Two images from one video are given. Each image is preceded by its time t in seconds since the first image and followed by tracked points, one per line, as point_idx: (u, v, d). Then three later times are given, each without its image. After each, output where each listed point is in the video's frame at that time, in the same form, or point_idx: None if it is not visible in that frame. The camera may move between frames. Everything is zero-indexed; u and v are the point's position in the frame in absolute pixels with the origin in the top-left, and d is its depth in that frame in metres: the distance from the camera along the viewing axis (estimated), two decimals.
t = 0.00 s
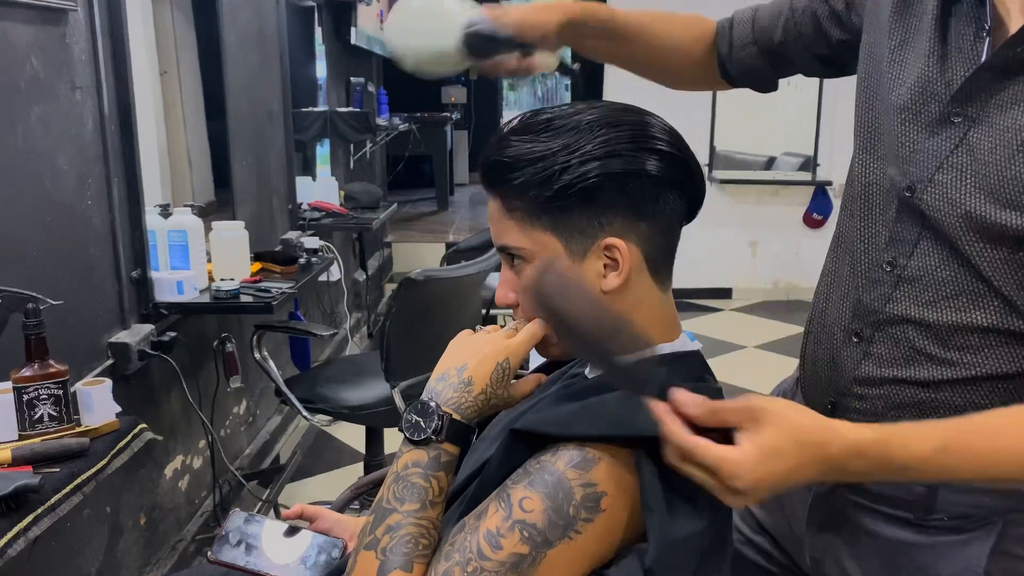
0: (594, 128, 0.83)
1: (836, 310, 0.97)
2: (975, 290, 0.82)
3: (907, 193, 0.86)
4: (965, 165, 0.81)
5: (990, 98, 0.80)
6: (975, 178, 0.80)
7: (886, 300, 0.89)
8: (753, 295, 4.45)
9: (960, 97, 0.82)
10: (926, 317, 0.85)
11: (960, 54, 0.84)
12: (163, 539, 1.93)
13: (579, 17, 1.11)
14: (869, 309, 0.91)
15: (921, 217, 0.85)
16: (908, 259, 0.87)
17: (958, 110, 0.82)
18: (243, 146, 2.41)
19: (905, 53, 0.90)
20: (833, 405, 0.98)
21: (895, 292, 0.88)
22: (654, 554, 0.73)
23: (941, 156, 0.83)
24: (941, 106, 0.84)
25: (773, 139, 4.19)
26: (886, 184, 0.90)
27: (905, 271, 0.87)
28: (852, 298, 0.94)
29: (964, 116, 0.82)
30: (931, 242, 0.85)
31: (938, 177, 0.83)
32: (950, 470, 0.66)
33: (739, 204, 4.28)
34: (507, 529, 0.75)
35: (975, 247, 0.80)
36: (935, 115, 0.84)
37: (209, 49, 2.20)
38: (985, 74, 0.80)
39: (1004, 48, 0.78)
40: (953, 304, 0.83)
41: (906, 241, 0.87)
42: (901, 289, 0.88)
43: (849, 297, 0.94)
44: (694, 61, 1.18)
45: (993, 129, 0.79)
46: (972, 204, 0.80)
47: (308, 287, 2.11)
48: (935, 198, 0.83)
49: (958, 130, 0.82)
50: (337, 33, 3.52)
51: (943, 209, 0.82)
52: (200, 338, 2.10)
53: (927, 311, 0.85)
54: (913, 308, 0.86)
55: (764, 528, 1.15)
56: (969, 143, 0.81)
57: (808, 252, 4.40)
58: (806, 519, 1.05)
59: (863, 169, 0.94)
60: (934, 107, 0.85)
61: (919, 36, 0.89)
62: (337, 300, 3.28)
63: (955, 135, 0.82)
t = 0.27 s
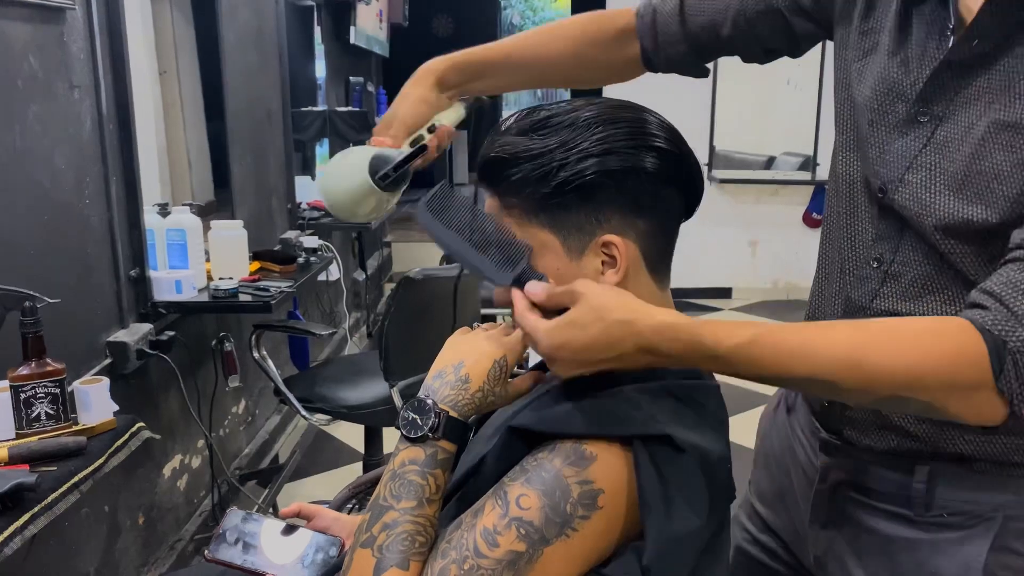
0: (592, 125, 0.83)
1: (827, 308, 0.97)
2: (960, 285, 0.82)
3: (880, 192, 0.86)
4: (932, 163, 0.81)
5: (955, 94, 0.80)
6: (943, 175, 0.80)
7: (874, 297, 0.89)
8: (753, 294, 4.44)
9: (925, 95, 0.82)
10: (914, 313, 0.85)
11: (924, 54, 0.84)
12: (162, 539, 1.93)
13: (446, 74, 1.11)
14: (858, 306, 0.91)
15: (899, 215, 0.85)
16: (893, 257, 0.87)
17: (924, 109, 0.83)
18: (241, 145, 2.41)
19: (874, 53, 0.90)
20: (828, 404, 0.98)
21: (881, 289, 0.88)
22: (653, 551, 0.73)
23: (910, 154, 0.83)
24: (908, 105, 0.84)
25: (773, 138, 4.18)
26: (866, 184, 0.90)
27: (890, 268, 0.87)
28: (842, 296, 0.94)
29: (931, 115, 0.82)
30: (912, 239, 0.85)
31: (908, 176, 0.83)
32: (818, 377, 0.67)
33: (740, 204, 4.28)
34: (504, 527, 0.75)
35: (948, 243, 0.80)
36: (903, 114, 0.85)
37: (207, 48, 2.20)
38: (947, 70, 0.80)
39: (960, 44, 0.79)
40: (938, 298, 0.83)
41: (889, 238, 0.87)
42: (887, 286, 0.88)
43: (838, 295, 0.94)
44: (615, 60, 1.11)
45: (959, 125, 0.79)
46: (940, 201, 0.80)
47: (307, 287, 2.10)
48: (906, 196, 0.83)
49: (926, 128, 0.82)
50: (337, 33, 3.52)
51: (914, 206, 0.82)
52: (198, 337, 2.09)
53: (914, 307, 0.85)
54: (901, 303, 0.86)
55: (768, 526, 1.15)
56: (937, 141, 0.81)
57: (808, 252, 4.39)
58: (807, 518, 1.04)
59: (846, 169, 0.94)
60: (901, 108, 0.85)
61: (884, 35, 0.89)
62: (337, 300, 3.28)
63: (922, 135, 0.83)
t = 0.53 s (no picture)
0: (595, 121, 0.82)
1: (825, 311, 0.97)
2: (962, 286, 0.83)
3: (878, 200, 0.86)
4: (933, 169, 0.82)
5: (952, 101, 0.81)
6: (945, 181, 0.80)
7: (876, 301, 0.89)
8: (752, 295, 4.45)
9: (922, 102, 0.83)
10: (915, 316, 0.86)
11: (913, 61, 0.86)
12: (162, 539, 1.93)
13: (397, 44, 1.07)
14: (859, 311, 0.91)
15: (898, 221, 0.86)
16: (894, 262, 0.87)
17: (921, 115, 0.83)
18: (242, 145, 2.41)
19: (860, 60, 0.90)
20: (830, 406, 0.96)
21: (884, 293, 0.88)
22: (653, 552, 0.72)
23: (910, 161, 0.83)
24: (903, 111, 0.84)
25: (773, 139, 4.19)
26: (859, 190, 0.90)
27: (893, 272, 0.87)
28: (838, 299, 0.94)
29: (928, 121, 0.83)
30: (914, 243, 0.85)
31: (907, 184, 0.83)
32: (853, 358, 0.67)
33: (739, 204, 4.28)
34: (504, 527, 0.75)
35: (953, 250, 0.81)
36: (897, 121, 0.85)
37: (207, 48, 2.20)
38: (943, 77, 0.81)
39: (958, 51, 0.79)
40: (942, 301, 0.84)
41: (890, 243, 0.88)
42: (890, 291, 0.88)
43: (834, 299, 0.94)
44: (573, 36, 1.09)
45: (960, 132, 0.80)
46: (944, 207, 0.80)
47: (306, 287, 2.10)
48: (908, 203, 0.83)
49: (923, 134, 0.83)
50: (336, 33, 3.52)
51: (917, 212, 0.82)
52: (198, 337, 2.09)
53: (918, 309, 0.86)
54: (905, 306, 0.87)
55: (765, 528, 1.15)
56: (936, 146, 0.82)
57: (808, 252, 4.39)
58: (807, 518, 1.04)
59: (837, 173, 0.94)
60: (895, 114, 0.85)
61: (870, 39, 0.89)
62: (336, 301, 3.28)
63: (921, 141, 0.83)
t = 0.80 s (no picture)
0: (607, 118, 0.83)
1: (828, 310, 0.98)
2: (969, 287, 0.83)
3: (887, 199, 0.86)
4: (946, 169, 0.82)
5: (966, 103, 0.82)
6: (957, 182, 0.81)
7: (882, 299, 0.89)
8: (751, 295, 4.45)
9: (937, 102, 0.83)
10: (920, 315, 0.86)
11: (927, 62, 0.87)
12: (162, 538, 1.93)
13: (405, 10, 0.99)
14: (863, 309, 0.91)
15: (907, 220, 0.86)
16: (900, 260, 0.88)
17: (934, 115, 0.84)
18: (242, 145, 2.41)
19: (874, 60, 0.91)
20: (831, 405, 0.96)
21: (889, 292, 0.89)
22: (653, 550, 0.73)
23: (922, 161, 0.84)
24: (917, 111, 0.85)
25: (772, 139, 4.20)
26: (867, 189, 0.91)
27: (898, 271, 0.88)
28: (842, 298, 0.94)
29: (941, 122, 0.83)
30: (922, 243, 0.86)
31: (919, 183, 0.84)
32: (871, 348, 0.67)
33: (739, 204, 4.28)
34: (505, 525, 0.75)
35: (962, 250, 0.81)
36: (910, 121, 0.86)
37: (208, 48, 2.20)
38: (958, 79, 0.82)
39: (977, 53, 0.80)
40: (948, 301, 0.85)
41: (895, 242, 0.88)
42: (896, 290, 0.88)
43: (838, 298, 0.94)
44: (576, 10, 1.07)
45: (974, 134, 0.81)
46: (956, 207, 0.81)
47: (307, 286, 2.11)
48: (918, 202, 0.83)
49: (936, 134, 0.84)
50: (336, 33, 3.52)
51: (928, 212, 0.83)
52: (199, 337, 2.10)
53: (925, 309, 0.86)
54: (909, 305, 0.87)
55: (763, 527, 1.15)
56: (948, 146, 0.83)
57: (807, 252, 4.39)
58: (804, 517, 1.05)
59: (842, 172, 0.94)
60: (907, 114, 0.86)
61: (887, 40, 0.90)
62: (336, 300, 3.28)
63: (933, 140, 0.84)
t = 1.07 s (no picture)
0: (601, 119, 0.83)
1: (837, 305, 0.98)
2: (981, 286, 0.84)
3: (902, 195, 0.87)
4: (962, 166, 0.83)
5: (984, 101, 0.82)
6: (974, 180, 0.82)
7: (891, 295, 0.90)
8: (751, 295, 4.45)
9: (955, 100, 0.84)
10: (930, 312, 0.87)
11: (946, 58, 0.87)
12: (163, 537, 1.94)
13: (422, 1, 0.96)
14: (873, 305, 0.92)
15: (920, 217, 0.87)
16: (911, 257, 0.88)
17: (952, 112, 0.84)
18: (242, 144, 2.42)
19: (893, 56, 0.91)
20: (836, 402, 0.97)
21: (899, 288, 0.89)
22: (653, 546, 0.73)
23: (939, 158, 0.84)
24: (935, 108, 0.86)
25: (772, 139, 4.20)
26: (881, 184, 0.91)
27: (909, 268, 0.88)
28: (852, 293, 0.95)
29: (959, 119, 0.84)
30: (934, 240, 0.86)
31: (935, 180, 0.84)
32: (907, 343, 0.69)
33: (739, 204, 4.29)
34: (507, 521, 0.75)
35: (976, 247, 0.82)
36: (927, 117, 0.86)
37: (208, 48, 2.20)
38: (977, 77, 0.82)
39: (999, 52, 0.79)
40: (957, 300, 0.85)
41: (907, 238, 0.89)
42: (905, 286, 0.89)
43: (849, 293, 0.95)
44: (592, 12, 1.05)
45: (991, 132, 0.81)
46: (971, 205, 0.81)
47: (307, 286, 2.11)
48: (933, 199, 0.84)
49: (953, 132, 0.84)
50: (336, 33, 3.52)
51: (943, 209, 0.84)
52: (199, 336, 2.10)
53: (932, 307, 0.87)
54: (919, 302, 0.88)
55: (765, 525, 1.15)
56: (965, 144, 0.83)
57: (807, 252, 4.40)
58: (806, 514, 1.05)
59: (856, 168, 0.95)
60: (925, 111, 0.87)
61: (907, 38, 0.91)
62: (337, 300, 3.28)
63: (950, 138, 0.84)
